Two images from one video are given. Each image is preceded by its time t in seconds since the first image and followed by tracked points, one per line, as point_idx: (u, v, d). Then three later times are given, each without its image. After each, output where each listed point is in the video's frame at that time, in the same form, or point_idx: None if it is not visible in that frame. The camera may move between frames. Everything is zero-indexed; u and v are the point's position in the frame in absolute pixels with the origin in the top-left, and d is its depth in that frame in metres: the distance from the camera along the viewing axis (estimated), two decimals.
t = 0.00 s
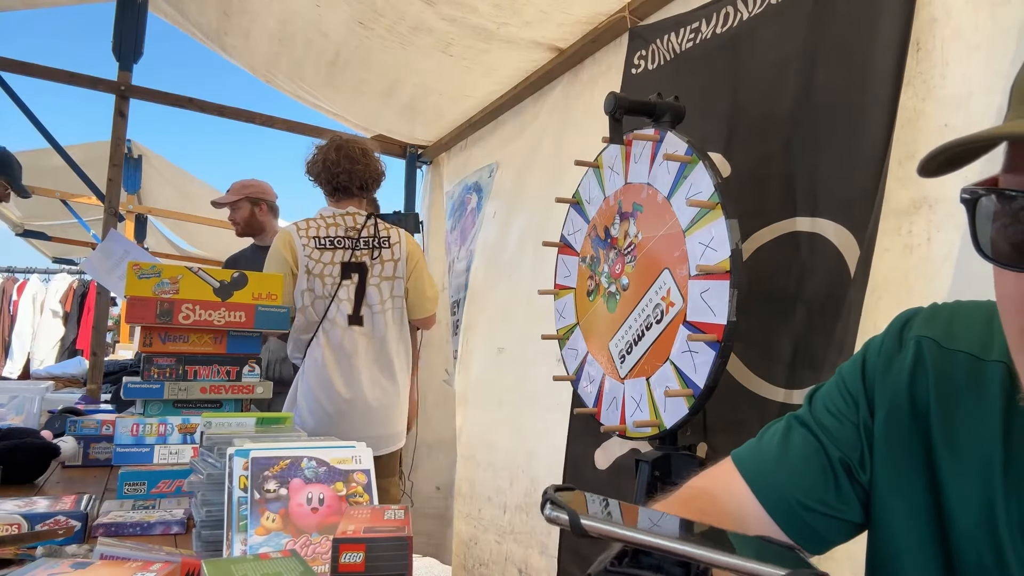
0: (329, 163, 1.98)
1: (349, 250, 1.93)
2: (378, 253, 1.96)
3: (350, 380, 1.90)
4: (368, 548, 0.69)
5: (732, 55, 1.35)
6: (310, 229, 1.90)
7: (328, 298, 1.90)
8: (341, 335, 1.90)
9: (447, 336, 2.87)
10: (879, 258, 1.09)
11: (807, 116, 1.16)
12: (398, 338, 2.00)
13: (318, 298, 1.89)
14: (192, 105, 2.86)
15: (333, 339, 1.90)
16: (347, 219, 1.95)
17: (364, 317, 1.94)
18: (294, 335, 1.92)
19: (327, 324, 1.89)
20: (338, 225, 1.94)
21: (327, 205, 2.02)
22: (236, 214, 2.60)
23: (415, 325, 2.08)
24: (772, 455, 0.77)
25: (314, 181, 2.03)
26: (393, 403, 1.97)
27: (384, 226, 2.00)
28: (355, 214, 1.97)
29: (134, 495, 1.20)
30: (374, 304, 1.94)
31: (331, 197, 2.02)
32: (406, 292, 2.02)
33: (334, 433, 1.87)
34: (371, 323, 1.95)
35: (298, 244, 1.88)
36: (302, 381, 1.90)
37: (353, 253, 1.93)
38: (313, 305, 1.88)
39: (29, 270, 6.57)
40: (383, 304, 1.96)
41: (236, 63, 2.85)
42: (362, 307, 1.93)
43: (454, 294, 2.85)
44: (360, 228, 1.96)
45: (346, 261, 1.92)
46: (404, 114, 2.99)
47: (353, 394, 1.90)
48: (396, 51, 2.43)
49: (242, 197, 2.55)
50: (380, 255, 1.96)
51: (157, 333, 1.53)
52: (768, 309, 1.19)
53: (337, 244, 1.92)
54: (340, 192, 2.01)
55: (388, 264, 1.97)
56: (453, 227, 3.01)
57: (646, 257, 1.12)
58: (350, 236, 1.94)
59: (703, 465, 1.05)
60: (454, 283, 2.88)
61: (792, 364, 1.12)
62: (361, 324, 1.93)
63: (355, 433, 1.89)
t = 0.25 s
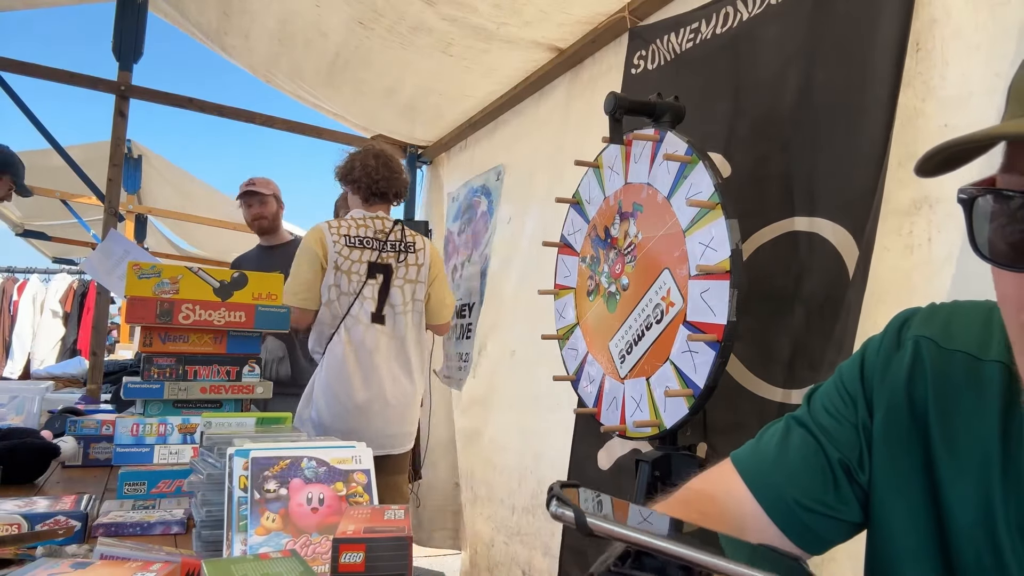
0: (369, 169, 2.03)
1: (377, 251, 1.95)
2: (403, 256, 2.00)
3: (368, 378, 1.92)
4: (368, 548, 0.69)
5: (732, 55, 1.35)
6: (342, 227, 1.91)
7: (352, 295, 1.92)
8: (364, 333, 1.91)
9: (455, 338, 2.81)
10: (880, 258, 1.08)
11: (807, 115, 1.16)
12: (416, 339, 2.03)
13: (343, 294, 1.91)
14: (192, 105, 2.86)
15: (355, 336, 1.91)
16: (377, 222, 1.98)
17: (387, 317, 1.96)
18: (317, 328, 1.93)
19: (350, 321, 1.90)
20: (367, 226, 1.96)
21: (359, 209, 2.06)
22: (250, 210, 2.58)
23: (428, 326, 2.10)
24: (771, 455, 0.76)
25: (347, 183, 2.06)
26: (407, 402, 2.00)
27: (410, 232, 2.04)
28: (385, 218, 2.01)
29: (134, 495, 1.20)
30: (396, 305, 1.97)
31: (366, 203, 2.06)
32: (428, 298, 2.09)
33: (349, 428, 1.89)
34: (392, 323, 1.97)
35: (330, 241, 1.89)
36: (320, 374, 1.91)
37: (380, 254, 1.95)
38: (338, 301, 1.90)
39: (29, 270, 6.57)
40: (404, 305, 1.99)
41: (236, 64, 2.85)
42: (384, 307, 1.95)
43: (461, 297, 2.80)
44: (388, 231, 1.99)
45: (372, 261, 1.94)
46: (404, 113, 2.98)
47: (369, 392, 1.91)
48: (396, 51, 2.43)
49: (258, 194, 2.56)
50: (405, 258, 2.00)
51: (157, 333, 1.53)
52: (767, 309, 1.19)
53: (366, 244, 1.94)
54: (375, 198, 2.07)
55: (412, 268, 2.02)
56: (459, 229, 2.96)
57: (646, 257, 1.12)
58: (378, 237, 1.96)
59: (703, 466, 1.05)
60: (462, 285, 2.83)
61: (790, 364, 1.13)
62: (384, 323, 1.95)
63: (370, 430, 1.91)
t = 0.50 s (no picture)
0: (392, 172, 2.07)
1: (395, 250, 1.99)
2: (420, 258, 2.05)
3: (382, 373, 1.95)
4: (368, 548, 0.69)
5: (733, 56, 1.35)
6: (364, 224, 1.95)
7: (370, 290, 1.95)
8: (379, 328, 1.95)
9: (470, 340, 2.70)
10: (882, 258, 1.08)
11: (809, 115, 1.16)
12: (427, 340, 2.09)
13: (361, 289, 1.94)
14: (192, 105, 2.86)
15: (370, 331, 1.94)
16: (397, 223, 2.03)
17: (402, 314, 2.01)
18: (332, 320, 1.94)
19: (367, 316, 1.94)
20: (387, 226, 2.00)
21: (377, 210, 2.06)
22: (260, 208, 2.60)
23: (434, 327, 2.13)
24: (771, 455, 0.76)
25: (367, 181, 2.06)
26: (418, 400, 2.02)
27: (427, 235, 2.10)
28: (404, 220, 2.05)
29: (134, 495, 1.20)
30: (412, 304, 2.02)
31: (386, 205, 2.07)
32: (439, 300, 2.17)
33: (362, 422, 1.91)
34: (406, 321, 2.02)
35: (352, 235, 1.92)
36: (333, 367, 1.92)
37: (398, 253, 2.00)
38: (356, 295, 1.93)
39: (29, 270, 6.56)
40: (418, 305, 2.04)
41: (236, 64, 2.85)
42: (399, 305, 2.00)
43: (475, 300, 2.70)
44: (406, 232, 2.03)
45: (391, 259, 1.98)
46: (404, 113, 2.98)
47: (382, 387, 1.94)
48: (395, 51, 2.43)
49: (277, 192, 2.61)
50: (422, 260, 2.05)
51: (157, 333, 1.53)
52: (767, 309, 1.19)
53: (386, 242, 1.98)
54: (394, 201, 2.09)
55: (428, 269, 2.08)
56: (466, 230, 2.90)
57: (646, 257, 1.12)
58: (396, 237, 2.00)
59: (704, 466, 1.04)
60: (474, 287, 2.74)
61: (791, 363, 1.13)
62: (399, 320, 1.99)
63: (382, 424, 1.93)
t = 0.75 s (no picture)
0: (393, 174, 2.06)
1: (402, 250, 2.00)
2: (427, 258, 2.06)
3: (391, 372, 1.96)
4: (368, 549, 0.69)
5: (738, 57, 1.35)
6: (371, 223, 1.95)
7: (377, 289, 1.95)
8: (387, 328, 1.95)
9: (475, 341, 2.69)
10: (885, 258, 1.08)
11: (813, 116, 1.16)
12: (432, 341, 2.11)
13: (369, 288, 1.94)
14: (192, 105, 2.86)
15: (378, 330, 1.94)
16: (403, 223, 2.03)
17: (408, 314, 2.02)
18: (339, 318, 1.94)
19: (375, 315, 1.94)
20: (394, 225, 2.01)
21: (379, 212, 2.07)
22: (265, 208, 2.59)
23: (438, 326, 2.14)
24: (770, 456, 0.76)
25: (368, 184, 2.07)
26: (422, 400, 2.05)
27: (433, 237, 2.11)
28: (409, 220, 2.05)
29: (134, 495, 1.20)
30: (418, 304, 2.04)
31: (388, 207, 2.07)
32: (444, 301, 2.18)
33: (372, 419, 1.93)
34: (413, 321, 2.04)
35: (359, 233, 1.91)
36: (342, 365, 1.91)
37: (405, 253, 2.00)
38: (364, 294, 1.93)
39: (29, 270, 6.56)
40: (425, 305, 2.06)
41: (237, 63, 2.85)
42: (407, 305, 2.01)
43: (480, 300, 2.70)
44: (412, 232, 2.04)
45: (397, 259, 1.98)
46: (404, 114, 2.98)
47: (392, 385, 1.96)
48: (396, 51, 2.43)
49: (284, 191, 2.61)
50: (429, 261, 2.07)
51: (157, 333, 1.53)
52: (773, 312, 1.19)
53: (392, 241, 1.98)
54: (396, 203, 2.09)
55: (435, 270, 2.09)
56: (468, 230, 2.91)
57: (646, 257, 1.12)
58: (403, 237, 2.01)
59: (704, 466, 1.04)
60: (479, 288, 2.73)
61: (797, 364, 1.13)
62: (406, 320, 2.01)
63: (390, 422, 1.96)
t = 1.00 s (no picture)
0: (381, 172, 2.05)
1: (400, 250, 2.00)
2: (425, 258, 2.06)
3: (395, 373, 1.97)
4: (368, 549, 0.69)
5: (739, 58, 1.35)
6: (367, 223, 1.94)
7: (376, 291, 1.95)
8: (387, 330, 1.96)
9: (476, 341, 2.70)
10: (886, 259, 1.09)
11: (814, 117, 1.16)
12: (432, 341, 2.11)
13: (368, 289, 1.94)
14: (192, 105, 2.86)
15: (378, 332, 1.94)
16: (400, 222, 2.02)
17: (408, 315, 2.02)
18: (338, 322, 1.94)
19: (374, 317, 1.94)
20: (391, 225, 2.00)
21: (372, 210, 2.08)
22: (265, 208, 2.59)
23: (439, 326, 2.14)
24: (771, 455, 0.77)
25: (361, 185, 2.09)
26: (424, 400, 2.06)
27: (431, 235, 2.10)
28: (406, 218, 2.04)
29: (134, 495, 1.20)
30: (418, 305, 2.04)
31: (379, 205, 2.08)
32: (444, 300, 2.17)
33: (377, 421, 1.93)
34: (413, 322, 2.04)
35: (355, 234, 1.91)
36: (344, 369, 1.92)
37: (403, 253, 2.00)
38: (362, 296, 1.93)
39: (29, 270, 6.56)
40: (424, 306, 2.06)
41: (236, 63, 2.85)
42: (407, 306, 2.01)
43: (481, 300, 2.70)
44: (410, 231, 2.03)
45: (395, 259, 1.98)
46: (404, 114, 2.98)
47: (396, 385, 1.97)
48: (396, 51, 2.43)
49: (286, 191, 2.61)
50: (427, 260, 2.06)
51: (157, 333, 1.53)
52: (779, 311, 1.19)
53: (389, 241, 1.98)
54: (388, 200, 2.08)
55: (433, 269, 2.09)
56: (467, 230, 2.91)
57: (646, 257, 1.12)
58: (401, 236, 2.00)
59: (704, 466, 1.04)
60: (479, 288, 2.74)
61: (802, 365, 1.13)
62: (406, 321, 2.01)
63: (395, 425, 1.97)
